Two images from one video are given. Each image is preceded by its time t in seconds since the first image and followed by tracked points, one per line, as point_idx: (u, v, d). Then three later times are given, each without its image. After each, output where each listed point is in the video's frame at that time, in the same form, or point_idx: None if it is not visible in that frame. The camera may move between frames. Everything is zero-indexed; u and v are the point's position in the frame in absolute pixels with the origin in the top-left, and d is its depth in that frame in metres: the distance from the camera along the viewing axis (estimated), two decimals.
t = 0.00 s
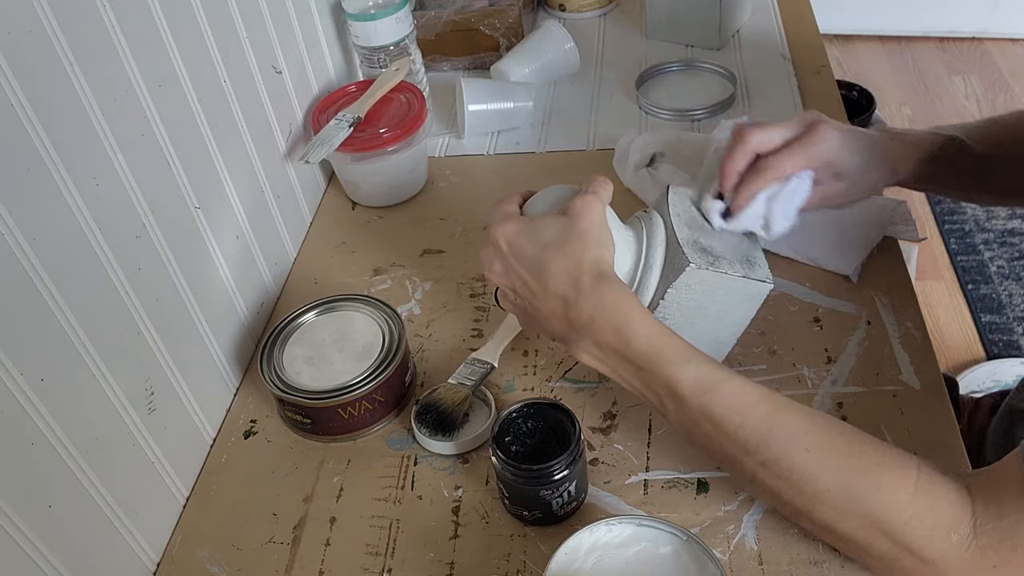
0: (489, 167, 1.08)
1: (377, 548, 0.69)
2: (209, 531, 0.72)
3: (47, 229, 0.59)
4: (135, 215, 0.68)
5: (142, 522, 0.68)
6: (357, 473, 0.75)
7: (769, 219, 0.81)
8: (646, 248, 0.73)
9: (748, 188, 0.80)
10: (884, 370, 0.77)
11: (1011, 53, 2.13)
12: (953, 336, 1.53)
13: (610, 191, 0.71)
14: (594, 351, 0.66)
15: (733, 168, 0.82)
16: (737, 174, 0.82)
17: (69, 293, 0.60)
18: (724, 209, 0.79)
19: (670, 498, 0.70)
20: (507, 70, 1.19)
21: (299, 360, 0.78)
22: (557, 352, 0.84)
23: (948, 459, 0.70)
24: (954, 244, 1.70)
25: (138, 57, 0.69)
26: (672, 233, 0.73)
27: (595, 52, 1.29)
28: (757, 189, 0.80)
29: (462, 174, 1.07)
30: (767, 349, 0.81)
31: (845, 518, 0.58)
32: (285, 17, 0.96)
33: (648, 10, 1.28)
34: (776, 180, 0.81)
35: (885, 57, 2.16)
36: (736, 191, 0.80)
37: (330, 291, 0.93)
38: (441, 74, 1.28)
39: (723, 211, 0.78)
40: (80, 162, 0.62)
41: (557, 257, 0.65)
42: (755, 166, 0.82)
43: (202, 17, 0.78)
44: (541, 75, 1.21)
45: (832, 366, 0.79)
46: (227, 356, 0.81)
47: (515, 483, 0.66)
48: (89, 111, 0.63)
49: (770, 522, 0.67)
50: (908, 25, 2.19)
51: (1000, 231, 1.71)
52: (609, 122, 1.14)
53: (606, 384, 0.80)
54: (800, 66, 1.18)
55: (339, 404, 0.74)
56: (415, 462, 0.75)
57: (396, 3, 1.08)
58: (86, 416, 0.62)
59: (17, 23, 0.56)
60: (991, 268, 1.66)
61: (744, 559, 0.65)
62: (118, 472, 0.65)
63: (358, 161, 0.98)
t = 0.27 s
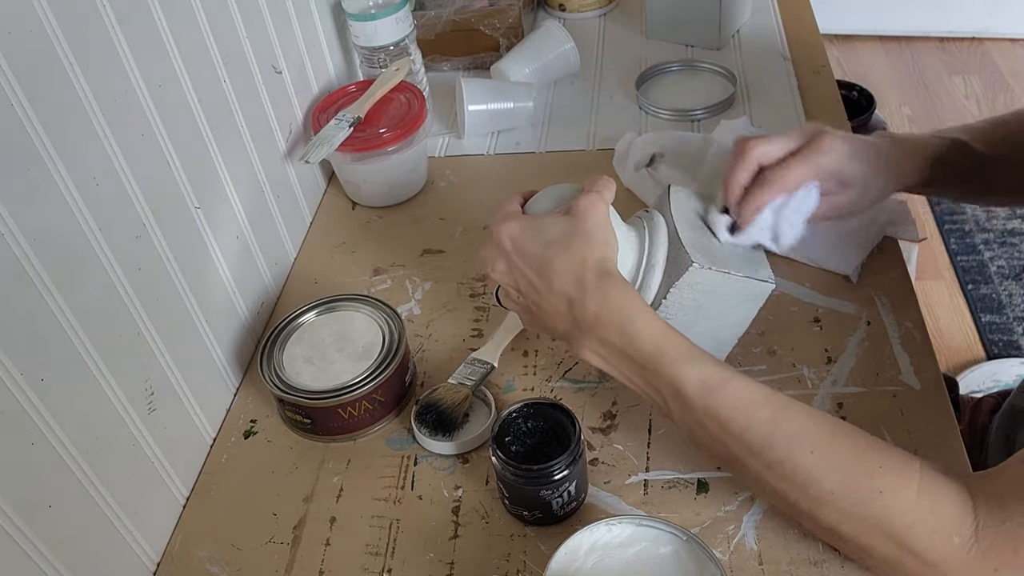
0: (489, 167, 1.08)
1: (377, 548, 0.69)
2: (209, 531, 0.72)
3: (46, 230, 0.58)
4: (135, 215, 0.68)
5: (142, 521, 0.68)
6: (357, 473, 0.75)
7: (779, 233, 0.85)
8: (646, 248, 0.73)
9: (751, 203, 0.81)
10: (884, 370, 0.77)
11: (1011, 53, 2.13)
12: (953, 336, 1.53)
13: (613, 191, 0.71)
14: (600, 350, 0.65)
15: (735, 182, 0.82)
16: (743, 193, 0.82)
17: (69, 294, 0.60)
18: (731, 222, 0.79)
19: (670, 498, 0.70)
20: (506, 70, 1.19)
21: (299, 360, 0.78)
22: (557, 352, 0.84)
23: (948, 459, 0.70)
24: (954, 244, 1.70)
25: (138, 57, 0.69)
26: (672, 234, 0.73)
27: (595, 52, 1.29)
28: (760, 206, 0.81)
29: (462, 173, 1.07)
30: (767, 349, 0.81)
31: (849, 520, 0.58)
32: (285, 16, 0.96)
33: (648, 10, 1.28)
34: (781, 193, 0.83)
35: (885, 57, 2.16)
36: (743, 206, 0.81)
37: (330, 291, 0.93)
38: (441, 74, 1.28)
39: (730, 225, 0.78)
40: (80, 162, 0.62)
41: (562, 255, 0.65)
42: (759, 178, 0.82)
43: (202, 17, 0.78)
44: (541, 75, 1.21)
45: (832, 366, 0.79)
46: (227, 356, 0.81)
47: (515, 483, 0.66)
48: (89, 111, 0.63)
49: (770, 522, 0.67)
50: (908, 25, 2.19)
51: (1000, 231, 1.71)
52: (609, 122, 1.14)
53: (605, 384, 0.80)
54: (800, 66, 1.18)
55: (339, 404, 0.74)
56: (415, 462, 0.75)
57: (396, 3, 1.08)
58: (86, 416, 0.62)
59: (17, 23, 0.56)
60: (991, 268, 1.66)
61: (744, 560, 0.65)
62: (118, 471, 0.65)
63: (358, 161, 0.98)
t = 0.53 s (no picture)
0: (489, 167, 1.08)
1: (377, 548, 0.69)
2: (209, 531, 0.72)
3: (47, 230, 0.59)
4: (135, 215, 0.68)
5: (142, 521, 0.68)
6: (357, 473, 0.75)
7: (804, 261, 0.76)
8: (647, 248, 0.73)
9: (774, 232, 0.76)
10: (884, 370, 0.77)
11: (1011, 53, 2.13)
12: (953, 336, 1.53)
13: (610, 194, 0.70)
14: (595, 353, 0.66)
15: (755, 211, 0.77)
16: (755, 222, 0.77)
17: (69, 294, 0.60)
18: (753, 255, 0.74)
19: (670, 498, 0.70)
20: (506, 70, 1.19)
21: (299, 360, 0.78)
22: (557, 352, 0.84)
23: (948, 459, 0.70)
24: (954, 244, 1.70)
25: (138, 57, 0.69)
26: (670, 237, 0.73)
27: (595, 52, 1.29)
28: (781, 236, 0.76)
29: (462, 173, 1.07)
30: (767, 349, 0.81)
31: (846, 524, 0.58)
32: (285, 16, 0.96)
33: (648, 10, 1.28)
34: (801, 222, 0.77)
35: (885, 57, 2.16)
36: (763, 236, 0.76)
37: (330, 291, 0.93)
38: (441, 73, 1.28)
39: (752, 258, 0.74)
40: (80, 162, 0.62)
41: (558, 259, 0.65)
42: (778, 209, 0.78)
43: (202, 17, 0.78)
44: (541, 75, 1.21)
45: (832, 366, 0.79)
46: (227, 356, 0.81)
47: (515, 483, 0.66)
48: (89, 111, 0.63)
49: (770, 522, 0.67)
50: (908, 25, 2.18)
51: (1000, 231, 1.71)
52: (609, 122, 1.14)
53: (605, 383, 0.80)
54: (800, 66, 1.18)
55: (339, 404, 0.74)
56: (415, 462, 0.75)
57: (396, 3, 1.08)
58: (86, 416, 0.62)
59: (16, 23, 0.56)
60: (991, 268, 1.66)
61: (744, 560, 0.65)
62: (118, 471, 0.65)
63: (358, 161, 0.98)
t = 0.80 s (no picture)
0: (489, 167, 1.08)
1: (377, 548, 0.69)
2: (209, 531, 0.72)
3: (47, 230, 0.59)
4: (135, 215, 0.68)
5: (142, 521, 0.68)
6: (357, 473, 0.75)
7: (812, 273, 0.76)
8: (646, 248, 0.73)
9: (784, 243, 0.75)
10: (884, 370, 0.77)
11: (1011, 53, 2.13)
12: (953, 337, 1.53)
13: (610, 194, 0.70)
14: (596, 353, 0.65)
15: (768, 222, 0.77)
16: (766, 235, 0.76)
17: (69, 294, 0.60)
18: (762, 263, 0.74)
19: (670, 498, 0.70)
20: (507, 70, 1.19)
21: (299, 360, 0.78)
22: (557, 352, 0.84)
23: (948, 459, 0.70)
24: (954, 244, 1.70)
25: (138, 57, 0.69)
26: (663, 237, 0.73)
27: (595, 52, 1.29)
28: (791, 246, 0.75)
29: (462, 174, 1.07)
30: (767, 349, 0.81)
31: (845, 525, 0.58)
32: (285, 16, 0.96)
33: (648, 10, 1.28)
34: (812, 233, 0.77)
35: (885, 57, 2.16)
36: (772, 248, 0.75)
37: (330, 291, 0.93)
38: (441, 73, 1.28)
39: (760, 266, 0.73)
40: (80, 162, 0.62)
41: (558, 257, 0.65)
42: (788, 220, 0.78)
43: (202, 16, 0.78)
44: (541, 75, 1.21)
45: (832, 366, 0.79)
46: (227, 356, 0.81)
47: (515, 483, 0.66)
48: (89, 111, 0.63)
49: (770, 522, 0.67)
50: (908, 25, 2.18)
51: (1000, 231, 1.71)
52: (609, 122, 1.14)
53: (605, 383, 0.80)
54: (800, 66, 1.18)
55: (339, 404, 0.74)
56: (415, 462, 0.75)
57: (396, 3, 1.08)
58: (86, 416, 0.62)
59: (16, 23, 0.56)
60: (991, 268, 1.66)
61: (744, 560, 0.65)
62: (118, 471, 0.65)
63: (358, 160, 0.98)
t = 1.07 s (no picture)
0: (489, 167, 1.08)
1: (377, 548, 0.69)
2: (209, 531, 0.72)
3: (47, 230, 0.59)
4: (135, 215, 0.68)
5: (142, 521, 0.68)
6: (357, 473, 0.75)
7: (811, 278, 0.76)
8: (647, 247, 0.73)
9: (785, 246, 0.75)
10: (884, 370, 0.77)
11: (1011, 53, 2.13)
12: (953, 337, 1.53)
13: (608, 196, 0.70)
14: (597, 356, 0.64)
15: (772, 224, 0.76)
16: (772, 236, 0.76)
17: (69, 294, 0.60)
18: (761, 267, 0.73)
19: (670, 498, 0.70)
20: (506, 70, 1.19)
21: (299, 360, 0.78)
22: (557, 352, 0.84)
23: (948, 459, 0.70)
24: (954, 244, 1.70)
25: (138, 57, 0.69)
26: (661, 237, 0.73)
27: (595, 52, 1.29)
28: (792, 250, 0.75)
29: (462, 174, 1.07)
30: (767, 349, 0.81)
31: (845, 527, 0.58)
32: (285, 16, 0.96)
33: (648, 10, 1.28)
34: (813, 240, 0.76)
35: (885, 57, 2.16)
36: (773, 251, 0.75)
37: (330, 291, 0.93)
38: (441, 73, 1.28)
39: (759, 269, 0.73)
40: (80, 162, 0.62)
41: (558, 260, 0.65)
42: (793, 221, 0.77)
43: (202, 16, 0.78)
44: (541, 75, 1.21)
45: (832, 366, 0.79)
46: (227, 356, 0.81)
47: (515, 483, 0.66)
48: (89, 111, 0.63)
49: (770, 522, 0.67)
50: (908, 25, 2.19)
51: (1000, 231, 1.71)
52: (609, 122, 1.14)
53: (605, 383, 0.80)
54: (800, 67, 1.18)
55: (339, 404, 0.74)
56: (415, 462, 0.75)
57: (396, 3, 1.08)
58: (86, 416, 0.62)
59: (16, 23, 0.56)
60: (991, 268, 1.66)
61: (744, 560, 0.65)
62: (118, 472, 0.65)
63: (358, 161, 0.98)
